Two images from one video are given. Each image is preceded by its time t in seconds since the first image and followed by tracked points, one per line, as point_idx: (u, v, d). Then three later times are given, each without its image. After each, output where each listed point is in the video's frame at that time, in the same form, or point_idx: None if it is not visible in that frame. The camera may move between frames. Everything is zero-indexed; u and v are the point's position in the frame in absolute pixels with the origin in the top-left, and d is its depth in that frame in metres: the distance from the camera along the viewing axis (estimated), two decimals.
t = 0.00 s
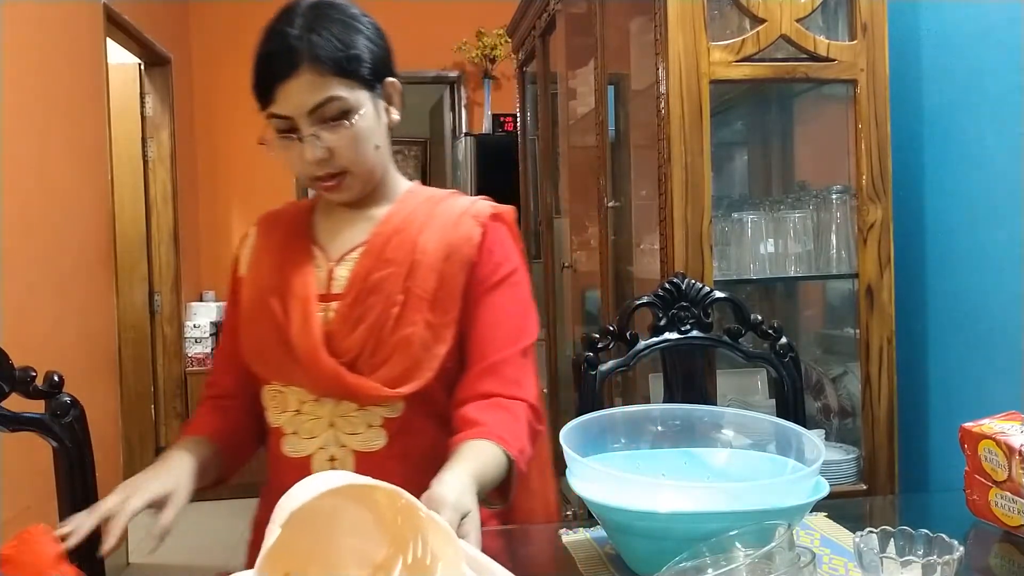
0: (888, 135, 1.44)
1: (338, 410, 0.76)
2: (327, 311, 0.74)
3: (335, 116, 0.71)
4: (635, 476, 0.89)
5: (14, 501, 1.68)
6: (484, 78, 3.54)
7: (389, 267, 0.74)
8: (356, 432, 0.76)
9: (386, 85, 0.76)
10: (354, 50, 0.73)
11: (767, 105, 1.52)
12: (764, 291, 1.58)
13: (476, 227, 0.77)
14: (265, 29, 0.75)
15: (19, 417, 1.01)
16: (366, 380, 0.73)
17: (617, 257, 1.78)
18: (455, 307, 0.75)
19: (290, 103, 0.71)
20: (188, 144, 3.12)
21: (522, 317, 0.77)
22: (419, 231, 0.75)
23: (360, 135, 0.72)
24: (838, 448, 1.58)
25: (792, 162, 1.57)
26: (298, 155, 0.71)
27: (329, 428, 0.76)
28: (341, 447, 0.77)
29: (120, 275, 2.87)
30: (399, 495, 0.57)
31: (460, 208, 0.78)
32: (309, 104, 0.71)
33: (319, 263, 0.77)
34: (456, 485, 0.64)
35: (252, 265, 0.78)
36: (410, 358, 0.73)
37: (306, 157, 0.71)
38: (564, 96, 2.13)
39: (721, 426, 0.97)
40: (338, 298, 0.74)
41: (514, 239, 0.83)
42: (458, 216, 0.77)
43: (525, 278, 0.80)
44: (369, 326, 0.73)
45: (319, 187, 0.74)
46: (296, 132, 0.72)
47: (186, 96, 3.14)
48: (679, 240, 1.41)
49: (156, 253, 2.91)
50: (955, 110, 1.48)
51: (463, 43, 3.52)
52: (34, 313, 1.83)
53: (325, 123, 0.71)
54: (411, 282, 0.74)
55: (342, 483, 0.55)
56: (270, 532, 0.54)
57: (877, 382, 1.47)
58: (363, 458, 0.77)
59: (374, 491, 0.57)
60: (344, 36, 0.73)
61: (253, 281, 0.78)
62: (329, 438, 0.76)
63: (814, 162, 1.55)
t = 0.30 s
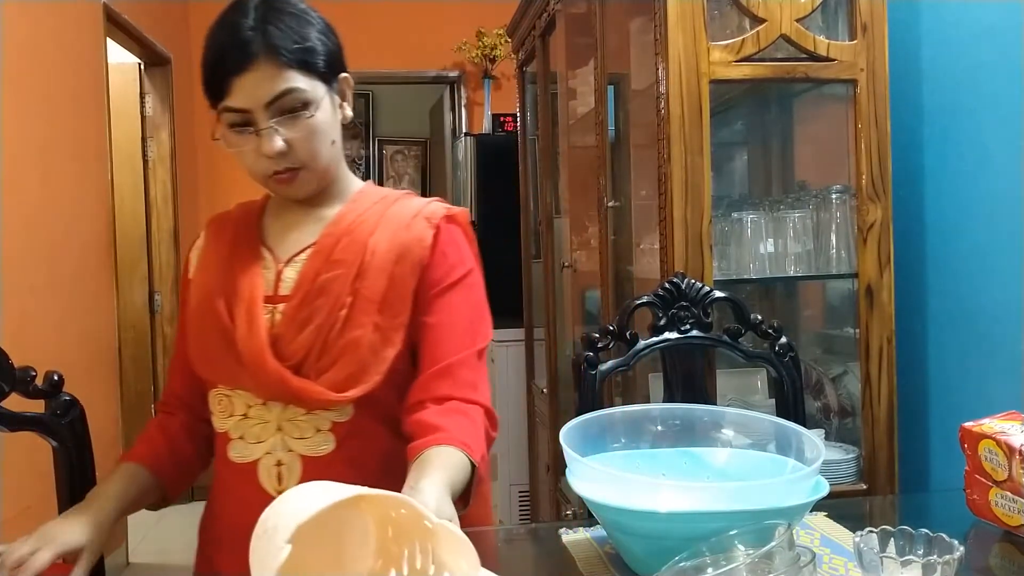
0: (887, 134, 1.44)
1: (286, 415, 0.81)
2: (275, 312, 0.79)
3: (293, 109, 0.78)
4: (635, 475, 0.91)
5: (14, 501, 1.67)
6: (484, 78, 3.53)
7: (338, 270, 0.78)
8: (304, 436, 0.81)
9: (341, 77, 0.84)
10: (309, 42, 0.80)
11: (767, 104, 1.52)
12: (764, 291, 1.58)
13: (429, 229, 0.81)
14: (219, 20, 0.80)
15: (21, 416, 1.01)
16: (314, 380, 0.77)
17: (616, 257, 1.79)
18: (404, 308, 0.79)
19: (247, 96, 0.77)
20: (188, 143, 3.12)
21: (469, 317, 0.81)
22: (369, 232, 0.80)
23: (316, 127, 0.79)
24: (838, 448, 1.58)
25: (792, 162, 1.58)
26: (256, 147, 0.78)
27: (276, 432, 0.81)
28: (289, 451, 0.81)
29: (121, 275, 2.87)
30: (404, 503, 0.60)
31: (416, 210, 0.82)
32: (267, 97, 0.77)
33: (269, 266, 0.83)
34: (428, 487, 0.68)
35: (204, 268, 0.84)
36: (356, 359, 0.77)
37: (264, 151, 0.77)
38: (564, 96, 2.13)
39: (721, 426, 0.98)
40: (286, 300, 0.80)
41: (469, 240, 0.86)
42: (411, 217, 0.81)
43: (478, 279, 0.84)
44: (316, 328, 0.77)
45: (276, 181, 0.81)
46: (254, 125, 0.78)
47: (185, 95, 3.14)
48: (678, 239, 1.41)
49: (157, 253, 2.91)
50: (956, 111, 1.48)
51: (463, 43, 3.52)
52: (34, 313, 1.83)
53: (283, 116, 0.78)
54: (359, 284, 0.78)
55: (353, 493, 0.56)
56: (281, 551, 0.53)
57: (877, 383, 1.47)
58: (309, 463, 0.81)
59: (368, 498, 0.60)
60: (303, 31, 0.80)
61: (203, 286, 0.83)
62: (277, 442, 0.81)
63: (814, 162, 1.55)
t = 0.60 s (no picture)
0: (888, 134, 1.44)
1: (248, 417, 0.86)
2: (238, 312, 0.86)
3: (242, 123, 0.82)
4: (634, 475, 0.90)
5: (14, 501, 1.67)
6: (484, 78, 3.53)
7: (301, 271, 0.83)
8: (266, 437, 0.85)
9: (303, 86, 0.86)
10: (263, 55, 0.83)
11: (768, 104, 1.52)
12: (764, 291, 1.58)
13: (395, 229, 0.85)
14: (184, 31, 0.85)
15: (21, 416, 1.01)
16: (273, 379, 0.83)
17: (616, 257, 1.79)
18: (369, 308, 0.84)
19: (197, 111, 0.82)
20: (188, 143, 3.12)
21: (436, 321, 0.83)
22: (337, 235, 0.84)
23: (268, 140, 0.82)
24: (838, 448, 1.58)
25: (791, 162, 1.58)
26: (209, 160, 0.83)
27: (239, 433, 0.86)
28: (249, 452, 0.86)
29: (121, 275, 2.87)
30: (420, 507, 0.61)
31: (386, 213, 0.87)
32: (216, 113, 0.81)
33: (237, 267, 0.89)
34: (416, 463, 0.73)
35: (179, 269, 0.92)
36: (314, 359, 0.82)
37: (216, 164, 0.82)
38: (564, 96, 2.13)
39: (721, 426, 0.99)
40: (250, 302, 0.86)
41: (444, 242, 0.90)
42: (380, 220, 0.86)
43: (455, 284, 0.87)
44: (277, 327, 0.83)
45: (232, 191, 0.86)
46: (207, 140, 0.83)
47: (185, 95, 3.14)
48: (679, 239, 1.41)
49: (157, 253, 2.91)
50: (957, 112, 1.48)
51: (463, 43, 3.52)
52: (34, 313, 1.83)
53: (232, 131, 0.82)
54: (322, 284, 0.83)
55: (366, 497, 0.57)
56: (289, 553, 0.53)
57: (877, 383, 1.47)
58: (269, 463, 0.86)
59: (384, 501, 0.61)
60: (257, 44, 0.83)
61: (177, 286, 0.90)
62: (240, 442, 0.86)
63: (814, 162, 1.55)
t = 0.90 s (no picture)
0: (887, 134, 1.44)
1: (235, 418, 0.88)
2: (224, 315, 0.89)
3: (202, 142, 0.84)
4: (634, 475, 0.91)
5: (14, 501, 1.67)
6: (484, 78, 3.54)
7: (285, 273, 0.85)
8: (253, 438, 0.87)
9: (268, 100, 0.86)
10: (223, 73, 0.83)
11: (768, 104, 1.52)
12: (764, 291, 1.57)
13: (377, 230, 0.86)
14: (155, 43, 0.86)
15: (22, 416, 1.01)
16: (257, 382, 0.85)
17: (616, 256, 1.79)
18: (351, 310, 0.84)
19: (165, 128, 0.85)
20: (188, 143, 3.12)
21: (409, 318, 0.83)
22: (321, 237, 0.86)
23: (229, 157, 0.85)
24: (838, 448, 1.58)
25: (791, 162, 1.58)
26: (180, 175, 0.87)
27: (227, 436, 0.88)
28: (237, 453, 0.88)
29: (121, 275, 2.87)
30: (420, 507, 0.61)
31: (370, 213, 0.88)
32: (178, 133, 0.84)
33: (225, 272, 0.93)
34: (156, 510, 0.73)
35: (172, 276, 0.96)
36: (296, 361, 0.84)
37: (186, 180, 0.87)
38: (564, 96, 2.14)
39: (721, 426, 0.99)
40: (236, 305, 0.89)
41: (428, 242, 0.91)
42: (363, 221, 0.87)
43: (430, 278, 0.87)
44: (259, 330, 0.85)
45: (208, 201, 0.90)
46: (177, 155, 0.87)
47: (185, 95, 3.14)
48: (679, 239, 1.41)
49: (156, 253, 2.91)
50: (956, 113, 1.48)
51: (463, 43, 3.52)
52: (34, 313, 1.83)
53: (195, 149, 0.85)
54: (306, 286, 0.85)
55: (366, 497, 0.57)
56: (289, 552, 0.53)
57: (877, 382, 1.47)
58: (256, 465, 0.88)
59: (385, 500, 0.62)
60: (218, 60, 0.83)
61: (169, 294, 0.95)
62: (227, 443, 0.88)
63: (814, 161, 1.55)
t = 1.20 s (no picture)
0: (888, 135, 1.44)
1: (221, 417, 0.87)
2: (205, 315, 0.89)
3: (192, 149, 0.84)
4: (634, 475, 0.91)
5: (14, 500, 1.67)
6: (484, 78, 3.54)
7: (258, 273, 0.84)
8: (238, 437, 0.87)
9: (256, 104, 0.85)
10: (208, 79, 0.82)
11: (768, 104, 1.52)
12: (764, 291, 1.57)
13: (350, 227, 0.85)
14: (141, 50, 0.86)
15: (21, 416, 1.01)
16: (231, 382, 0.84)
17: (616, 256, 1.79)
18: (321, 309, 0.83)
19: (154, 136, 0.85)
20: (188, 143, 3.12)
21: (378, 316, 0.82)
22: (295, 236, 0.85)
23: (218, 164, 0.85)
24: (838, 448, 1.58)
25: (791, 162, 1.58)
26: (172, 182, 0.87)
27: (214, 433, 0.88)
28: (223, 451, 0.88)
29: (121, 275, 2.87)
30: (421, 508, 0.61)
31: (344, 212, 0.87)
32: (167, 141, 0.84)
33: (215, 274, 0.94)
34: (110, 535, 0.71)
35: (163, 279, 0.97)
36: (266, 360, 0.83)
37: (178, 187, 0.87)
38: (564, 96, 2.14)
39: (721, 426, 0.99)
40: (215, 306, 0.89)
41: (405, 237, 0.90)
42: (337, 219, 0.86)
43: (394, 272, 0.85)
44: (231, 330, 0.84)
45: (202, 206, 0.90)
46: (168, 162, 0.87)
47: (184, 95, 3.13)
48: (679, 239, 1.41)
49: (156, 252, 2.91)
50: (956, 111, 1.48)
51: (463, 43, 3.52)
52: (34, 312, 1.83)
53: (185, 157, 0.84)
54: (277, 286, 0.83)
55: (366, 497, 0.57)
56: (289, 553, 0.53)
57: (877, 382, 1.47)
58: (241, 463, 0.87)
59: (386, 500, 0.62)
60: (204, 66, 0.82)
61: (159, 295, 0.96)
62: (212, 441, 0.88)
63: (814, 162, 1.55)
